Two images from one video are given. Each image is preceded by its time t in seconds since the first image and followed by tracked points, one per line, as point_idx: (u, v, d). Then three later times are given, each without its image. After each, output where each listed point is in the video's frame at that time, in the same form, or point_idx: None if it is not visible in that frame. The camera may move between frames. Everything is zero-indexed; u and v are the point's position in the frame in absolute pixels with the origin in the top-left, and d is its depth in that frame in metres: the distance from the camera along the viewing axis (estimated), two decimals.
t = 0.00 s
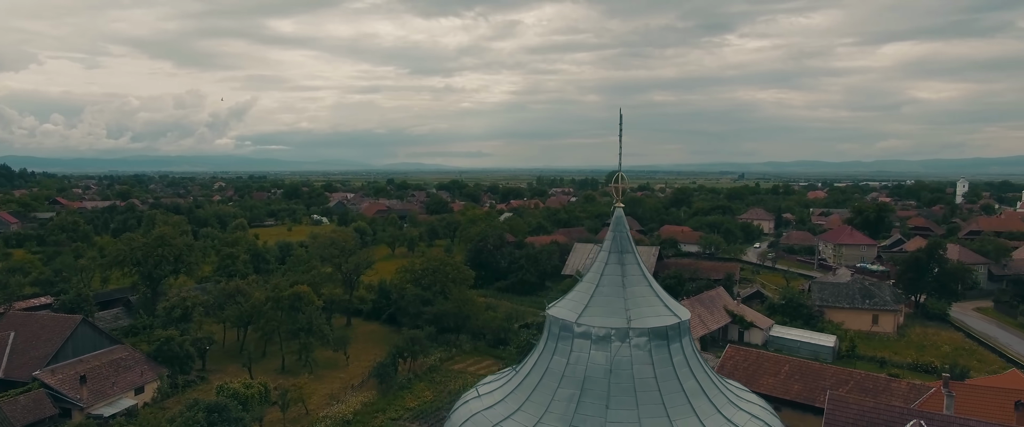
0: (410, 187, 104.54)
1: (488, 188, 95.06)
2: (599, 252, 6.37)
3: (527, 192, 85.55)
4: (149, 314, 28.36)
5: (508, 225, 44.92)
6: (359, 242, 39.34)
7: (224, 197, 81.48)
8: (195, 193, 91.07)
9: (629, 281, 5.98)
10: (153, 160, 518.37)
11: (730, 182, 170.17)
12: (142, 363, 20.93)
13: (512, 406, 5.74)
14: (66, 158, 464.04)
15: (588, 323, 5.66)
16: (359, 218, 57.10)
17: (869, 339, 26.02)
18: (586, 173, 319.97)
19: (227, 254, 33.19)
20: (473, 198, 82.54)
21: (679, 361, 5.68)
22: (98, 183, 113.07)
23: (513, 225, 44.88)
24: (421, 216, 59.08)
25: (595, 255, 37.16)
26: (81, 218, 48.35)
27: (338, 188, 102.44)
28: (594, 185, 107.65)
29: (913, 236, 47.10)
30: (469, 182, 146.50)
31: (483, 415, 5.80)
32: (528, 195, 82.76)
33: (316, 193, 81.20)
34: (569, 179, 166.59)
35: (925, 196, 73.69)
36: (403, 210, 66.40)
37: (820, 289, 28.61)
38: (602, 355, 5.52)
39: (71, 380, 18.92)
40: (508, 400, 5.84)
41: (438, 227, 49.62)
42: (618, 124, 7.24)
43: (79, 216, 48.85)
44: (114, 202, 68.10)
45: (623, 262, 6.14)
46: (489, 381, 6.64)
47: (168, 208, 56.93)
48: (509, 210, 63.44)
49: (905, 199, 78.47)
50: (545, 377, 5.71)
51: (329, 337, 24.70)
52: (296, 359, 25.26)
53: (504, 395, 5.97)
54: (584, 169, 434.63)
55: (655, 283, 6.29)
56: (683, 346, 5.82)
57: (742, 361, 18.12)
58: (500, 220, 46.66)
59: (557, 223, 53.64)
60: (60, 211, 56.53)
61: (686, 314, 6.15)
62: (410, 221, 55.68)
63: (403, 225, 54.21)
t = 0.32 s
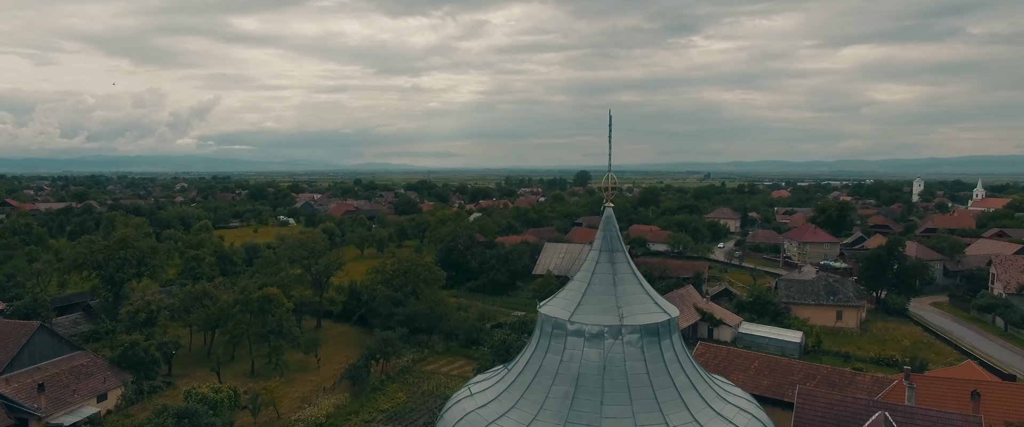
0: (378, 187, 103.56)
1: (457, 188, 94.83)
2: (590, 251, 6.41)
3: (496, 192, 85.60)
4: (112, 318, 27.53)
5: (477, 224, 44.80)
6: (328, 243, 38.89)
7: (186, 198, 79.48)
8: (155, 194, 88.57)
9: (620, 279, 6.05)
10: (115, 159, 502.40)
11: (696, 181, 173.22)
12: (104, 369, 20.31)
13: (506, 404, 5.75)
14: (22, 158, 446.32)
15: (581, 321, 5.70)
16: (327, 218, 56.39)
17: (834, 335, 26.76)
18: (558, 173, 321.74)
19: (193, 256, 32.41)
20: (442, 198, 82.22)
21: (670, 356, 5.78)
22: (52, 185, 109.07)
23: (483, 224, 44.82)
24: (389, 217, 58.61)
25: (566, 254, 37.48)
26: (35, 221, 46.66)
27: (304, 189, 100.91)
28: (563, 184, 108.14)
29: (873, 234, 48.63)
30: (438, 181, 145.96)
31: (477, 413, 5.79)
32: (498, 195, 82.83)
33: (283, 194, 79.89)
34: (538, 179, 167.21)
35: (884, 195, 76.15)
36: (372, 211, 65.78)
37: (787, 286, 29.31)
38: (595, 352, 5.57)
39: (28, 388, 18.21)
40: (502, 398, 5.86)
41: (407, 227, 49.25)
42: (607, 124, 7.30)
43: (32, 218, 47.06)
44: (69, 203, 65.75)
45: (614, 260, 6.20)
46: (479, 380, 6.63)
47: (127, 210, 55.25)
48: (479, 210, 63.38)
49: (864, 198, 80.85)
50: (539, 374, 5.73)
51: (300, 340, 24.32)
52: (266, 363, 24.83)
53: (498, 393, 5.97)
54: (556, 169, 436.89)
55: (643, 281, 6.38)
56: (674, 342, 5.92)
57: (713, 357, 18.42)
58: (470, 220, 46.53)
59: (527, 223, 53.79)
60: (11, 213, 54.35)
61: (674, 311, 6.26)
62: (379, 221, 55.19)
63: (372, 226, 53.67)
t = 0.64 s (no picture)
0: (348, 188, 102.49)
1: (428, 188, 94.49)
2: (582, 250, 6.46)
3: (467, 192, 85.52)
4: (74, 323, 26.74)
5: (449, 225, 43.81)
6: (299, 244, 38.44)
7: (150, 199, 77.58)
8: (117, 195, 86.16)
9: (614, 278, 6.12)
10: (78, 159, 487.11)
11: (667, 180, 175.28)
12: (68, 376, 19.66)
13: (503, 403, 5.76)
14: None
15: (577, 320, 5.75)
16: (296, 219, 55.65)
17: (803, 331, 27.40)
18: (532, 174, 322.65)
19: (159, 259, 31.65)
20: (412, 199, 82.00)
21: (664, 353, 5.86)
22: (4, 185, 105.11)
23: (454, 225, 44.02)
24: (360, 218, 58.08)
25: (539, 254, 37.62)
26: None
27: (272, 189, 99.33)
28: (534, 185, 108.46)
29: (838, 232, 49.93)
30: (408, 180, 145.03)
31: (473, 412, 5.79)
32: (469, 195, 82.77)
33: (250, 194, 78.60)
34: (510, 179, 167.45)
35: (848, 194, 78.28)
36: (343, 212, 65.13)
37: (757, 284, 29.86)
38: (592, 349, 5.62)
39: None
40: (499, 397, 5.86)
41: (378, 228, 48.83)
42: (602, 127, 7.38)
43: None
44: (25, 205, 63.51)
45: (607, 260, 6.27)
46: (473, 380, 6.64)
47: (88, 212, 53.69)
48: (451, 210, 63.19)
49: (829, 197, 82.85)
50: (536, 371, 5.76)
51: (273, 342, 23.99)
52: (237, 366, 24.41)
53: (494, 392, 5.97)
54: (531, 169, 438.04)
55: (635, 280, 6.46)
56: (666, 339, 6.00)
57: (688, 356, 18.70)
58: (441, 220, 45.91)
59: (499, 223, 53.82)
60: None
61: (666, 309, 6.35)
62: (349, 222, 54.66)
63: (343, 227, 53.14)
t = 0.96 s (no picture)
0: (320, 188, 101.32)
1: (401, 188, 93.99)
2: (578, 250, 6.50)
3: (441, 192, 85.28)
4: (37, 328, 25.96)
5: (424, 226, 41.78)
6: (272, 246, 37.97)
7: (114, 200, 75.64)
8: (80, 196, 83.93)
9: (610, 278, 6.17)
10: (40, 159, 472.20)
11: (641, 179, 176.95)
12: (32, 384, 18.99)
13: (502, 401, 5.77)
14: None
15: (575, 318, 5.78)
16: (268, 221, 54.96)
17: (776, 328, 27.94)
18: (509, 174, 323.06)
19: (128, 262, 30.90)
20: (386, 199, 81.48)
21: (660, 350, 5.92)
22: None
23: (431, 226, 42.06)
24: (333, 219, 57.55)
25: (515, 254, 37.68)
26: None
27: (242, 190, 97.72)
28: (508, 185, 108.48)
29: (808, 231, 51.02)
30: (381, 180, 143.93)
31: (473, 411, 5.79)
32: (442, 196, 82.53)
33: (220, 195, 77.32)
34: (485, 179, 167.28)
35: (816, 194, 79.98)
36: (315, 212, 64.37)
37: (731, 282, 30.31)
38: (590, 348, 5.65)
39: None
40: (497, 396, 5.87)
41: (352, 229, 48.39)
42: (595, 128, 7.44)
43: None
44: None
45: (603, 259, 6.31)
46: (469, 381, 6.62)
47: (50, 213, 52.14)
48: (424, 211, 62.90)
49: (798, 196, 84.44)
50: (535, 370, 5.78)
51: (247, 345, 23.67)
52: (210, 370, 23.98)
53: (493, 391, 5.97)
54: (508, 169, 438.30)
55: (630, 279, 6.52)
56: (662, 336, 6.07)
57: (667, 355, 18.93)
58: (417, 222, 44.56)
59: (474, 223, 53.77)
60: None
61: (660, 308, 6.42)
62: (322, 223, 54.13)
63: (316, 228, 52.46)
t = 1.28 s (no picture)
0: (292, 189, 99.99)
1: (375, 188, 93.24)
2: (573, 249, 6.53)
3: (415, 193, 84.90)
4: None
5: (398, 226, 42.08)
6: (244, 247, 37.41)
7: (77, 201, 73.70)
8: (41, 197, 81.57)
9: (606, 276, 6.22)
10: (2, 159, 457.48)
11: (615, 179, 178.39)
12: None
13: (501, 400, 5.77)
14: None
15: (573, 317, 5.81)
16: (238, 222, 54.08)
17: (750, 325, 28.48)
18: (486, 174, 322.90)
19: (93, 264, 30.12)
20: (359, 199, 80.69)
21: (656, 347, 5.99)
22: None
23: (403, 226, 42.70)
24: (305, 219, 56.78)
25: (490, 254, 37.69)
26: None
27: (211, 190, 95.98)
28: (482, 185, 108.42)
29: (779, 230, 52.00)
30: (353, 181, 142.73)
31: (472, 411, 5.79)
32: (416, 196, 82.12)
33: (188, 196, 75.86)
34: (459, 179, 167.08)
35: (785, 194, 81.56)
36: (287, 213, 63.59)
37: (706, 281, 30.70)
38: (588, 345, 5.69)
39: None
40: (496, 395, 5.87)
41: (325, 229, 47.88)
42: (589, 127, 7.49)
43: None
44: None
45: (599, 258, 6.36)
46: (464, 380, 6.61)
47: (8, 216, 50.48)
48: (398, 211, 62.51)
49: (769, 196, 85.96)
50: (534, 368, 5.79)
51: (221, 349, 23.25)
52: (183, 374, 23.52)
53: (492, 390, 5.97)
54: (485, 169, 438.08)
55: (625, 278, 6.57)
56: (658, 334, 6.14)
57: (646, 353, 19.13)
58: (391, 222, 44.73)
59: (449, 223, 53.64)
60: None
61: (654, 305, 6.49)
62: (294, 224, 53.45)
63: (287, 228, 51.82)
